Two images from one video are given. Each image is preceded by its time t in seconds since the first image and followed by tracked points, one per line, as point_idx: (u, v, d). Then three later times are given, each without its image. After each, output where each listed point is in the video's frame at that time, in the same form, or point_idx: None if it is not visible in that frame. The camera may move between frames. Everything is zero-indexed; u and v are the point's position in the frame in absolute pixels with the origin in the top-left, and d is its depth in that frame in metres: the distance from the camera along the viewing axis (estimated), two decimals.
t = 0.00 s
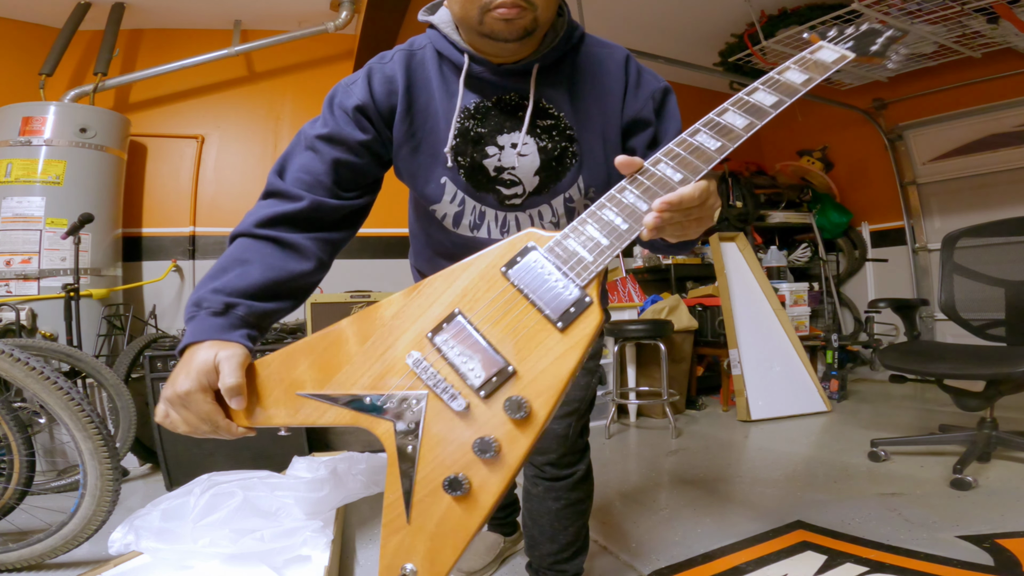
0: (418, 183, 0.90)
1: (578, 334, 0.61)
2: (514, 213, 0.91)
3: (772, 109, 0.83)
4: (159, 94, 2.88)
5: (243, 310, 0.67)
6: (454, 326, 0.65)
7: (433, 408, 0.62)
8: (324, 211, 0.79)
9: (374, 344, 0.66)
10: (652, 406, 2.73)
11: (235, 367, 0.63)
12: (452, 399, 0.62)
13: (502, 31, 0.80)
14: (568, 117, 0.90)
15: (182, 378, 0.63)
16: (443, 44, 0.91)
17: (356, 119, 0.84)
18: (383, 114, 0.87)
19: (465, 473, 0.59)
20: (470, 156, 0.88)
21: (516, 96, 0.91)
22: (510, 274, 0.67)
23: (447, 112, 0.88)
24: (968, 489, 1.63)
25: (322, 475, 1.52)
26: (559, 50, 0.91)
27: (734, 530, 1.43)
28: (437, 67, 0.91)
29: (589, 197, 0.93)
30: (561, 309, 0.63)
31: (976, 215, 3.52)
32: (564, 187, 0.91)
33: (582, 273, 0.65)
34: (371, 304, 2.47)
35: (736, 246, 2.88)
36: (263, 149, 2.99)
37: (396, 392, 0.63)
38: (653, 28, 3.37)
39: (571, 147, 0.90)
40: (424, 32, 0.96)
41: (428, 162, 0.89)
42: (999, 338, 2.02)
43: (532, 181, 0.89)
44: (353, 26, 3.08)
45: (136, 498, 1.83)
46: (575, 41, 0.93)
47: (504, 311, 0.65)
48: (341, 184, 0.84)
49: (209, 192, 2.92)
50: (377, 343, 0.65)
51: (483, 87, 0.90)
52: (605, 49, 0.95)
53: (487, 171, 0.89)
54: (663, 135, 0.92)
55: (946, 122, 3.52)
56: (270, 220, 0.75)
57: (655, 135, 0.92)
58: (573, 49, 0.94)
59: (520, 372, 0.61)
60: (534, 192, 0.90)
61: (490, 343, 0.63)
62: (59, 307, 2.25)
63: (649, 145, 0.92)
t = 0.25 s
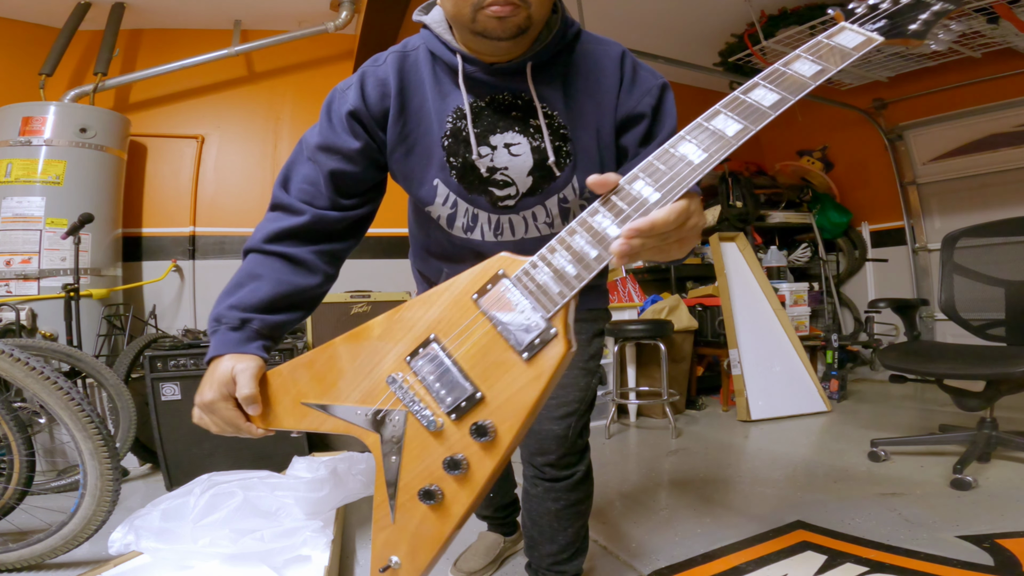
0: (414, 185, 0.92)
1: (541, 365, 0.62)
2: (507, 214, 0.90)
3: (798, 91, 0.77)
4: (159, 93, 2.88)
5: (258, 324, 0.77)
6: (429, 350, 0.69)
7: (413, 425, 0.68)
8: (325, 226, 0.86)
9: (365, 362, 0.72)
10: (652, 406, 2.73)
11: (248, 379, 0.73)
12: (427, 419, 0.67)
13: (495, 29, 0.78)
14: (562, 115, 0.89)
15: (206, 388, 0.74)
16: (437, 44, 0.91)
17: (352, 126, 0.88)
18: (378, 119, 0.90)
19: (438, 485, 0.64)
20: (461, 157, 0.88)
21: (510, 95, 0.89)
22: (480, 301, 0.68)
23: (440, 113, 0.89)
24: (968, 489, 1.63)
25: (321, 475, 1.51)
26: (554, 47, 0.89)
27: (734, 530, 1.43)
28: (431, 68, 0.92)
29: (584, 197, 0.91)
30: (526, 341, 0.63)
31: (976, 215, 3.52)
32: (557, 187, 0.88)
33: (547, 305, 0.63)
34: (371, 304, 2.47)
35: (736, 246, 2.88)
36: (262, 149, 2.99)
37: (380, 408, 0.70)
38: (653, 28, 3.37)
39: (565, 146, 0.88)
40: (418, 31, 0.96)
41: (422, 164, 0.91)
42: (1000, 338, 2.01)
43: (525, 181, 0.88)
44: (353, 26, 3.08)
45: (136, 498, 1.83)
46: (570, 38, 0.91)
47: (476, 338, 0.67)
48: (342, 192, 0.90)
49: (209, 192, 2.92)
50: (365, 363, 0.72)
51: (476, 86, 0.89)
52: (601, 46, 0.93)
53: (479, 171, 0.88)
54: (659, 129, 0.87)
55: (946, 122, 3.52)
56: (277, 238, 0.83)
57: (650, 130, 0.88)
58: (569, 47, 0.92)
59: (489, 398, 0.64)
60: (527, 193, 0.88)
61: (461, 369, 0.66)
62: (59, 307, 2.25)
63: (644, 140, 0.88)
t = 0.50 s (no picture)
0: (410, 187, 0.93)
1: (504, 383, 0.68)
2: (502, 216, 0.89)
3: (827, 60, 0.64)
4: (159, 93, 2.88)
5: (270, 327, 0.84)
6: (407, 363, 0.75)
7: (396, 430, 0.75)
8: (329, 233, 0.92)
9: (357, 368, 0.80)
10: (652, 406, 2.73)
11: (263, 378, 0.81)
12: (407, 426, 0.74)
13: (489, 29, 0.76)
14: (555, 116, 0.87)
15: (228, 388, 0.82)
16: (432, 47, 0.91)
17: (349, 131, 0.91)
18: (374, 122, 0.91)
19: (419, 484, 0.72)
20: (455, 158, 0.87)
21: (504, 96, 0.88)
22: (450, 320, 0.73)
23: (434, 115, 0.89)
24: (968, 489, 1.63)
25: (321, 476, 1.51)
26: (549, 46, 0.87)
27: (734, 530, 1.43)
28: (426, 71, 0.92)
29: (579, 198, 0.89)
30: (490, 361, 0.69)
31: (976, 215, 3.52)
32: (551, 189, 0.87)
33: (508, 330, 0.68)
34: (371, 304, 2.47)
35: (736, 246, 2.88)
36: (262, 149, 2.99)
37: (369, 412, 0.78)
38: (653, 28, 3.37)
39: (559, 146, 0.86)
40: (415, 33, 0.96)
41: (417, 166, 0.91)
42: (999, 338, 2.02)
43: (518, 183, 0.87)
44: (353, 25, 3.08)
45: (136, 497, 1.83)
46: (565, 37, 0.89)
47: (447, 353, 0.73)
48: (343, 197, 0.94)
49: (208, 192, 2.92)
50: (356, 371, 0.79)
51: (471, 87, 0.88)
52: (597, 46, 0.91)
53: (473, 173, 0.87)
54: (649, 132, 0.85)
55: (946, 122, 3.52)
56: (285, 246, 0.89)
57: (639, 130, 0.85)
58: (564, 47, 0.90)
59: (459, 410, 0.70)
60: (521, 195, 0.87)
61: (435, 383, 0.73)
62: (59, 307, 2.25)
63: (635, 139, 0.85)
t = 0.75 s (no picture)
0: (408, 190, 0.93)
1: (463, 395, 0.80)
2: (497, 219, 0.89)
3: (778, 71, 0.57)
4: (159, 93, 2.89)
5: (281, 326, 0.95)
6: (384, 370, 0.90)
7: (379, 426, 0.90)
8: (329, 239, 0.99)
9: (347, 370, 0.95)
10: (652, 406, 2.73)
11: (272, 375, 0.93)
12: (387, 423, 0.88)
13: (485, 32, 0.75)
14: (549, 118, 0.85)
15: (244, 382, 0.95)
16: (427, 51, 0.91)
17: (345, 138, 0.93)
18: (371, 126, 0.93)
19: (398, 475, 0.86)
20: (450, 162, 0.87)
21: (499, 99, 0.87)
22: (417, 335, 0.86)
23: (430, 119, 0.89)
24: (968, 489, 1.63)
25: (321, 476, 1.51)
26: (544, 48, 0.85)
27: (734, 530, 1.43)
28: (421, 75, 0.92)
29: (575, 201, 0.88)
30: (451, 375, 0.80)
31: (976, 215, 3.52)
32: (546, 192, 0.86)
33: (467, 347, 0.78)
34: (371, 304, 2.47)
35: (735, 246, 2.88)
36: (262, 149, 2.99)
37: (359, 408, 0.93)
38: (653, 28, 3.37)
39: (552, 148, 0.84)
40: (412, 36, 0.96)
41: (413, 170, 0.91)
42: (999, 338, 2.02)
43: (512, 187, 0.86)
44: (353, 26, 3.08)
45: (136, 498, 1.83)
46: (560, 39, 0.88)
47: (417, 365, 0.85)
48: (342, 202, 0.99)
49: (208, 192, 2.92)
50: (349, 372, 0.94)
51: (465, 91, 0.88)
52: (592, 47, 0.88)
53: (467, 177, 0.87)
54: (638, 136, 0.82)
55: (946, 122, 3.53)
56: (291, 251, 0.97)
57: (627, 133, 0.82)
58: (559, 48, 0.88)
59: (429, 414, 0.83)
60: (515, 198, 0.87)
61: (409, 390, 0.86)
62: (59, 307, 2.24)
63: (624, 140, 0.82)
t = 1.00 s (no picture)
0: (406, 195, 0.94)
1: (442, 406, 0.79)
2: (492, 224, 0.89)
3: (741, 101, 0.56)
4: (158, 93, 2.88)
5: (286, 327, 0.99)
6: (374, 377, 0.90)
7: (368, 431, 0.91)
8: (329, 244, 1.00)
9: (342, 372, 0.96)
10: (652, 406, 2.73)
11: (277, 374, 0.97)
12: (373, 427, 0.89)
13: (479, 38, 0.73)
14: (543, 123, 0.83)
15: (252, 378, 1.00)
16: (423, 55, 0.89)
17: (341, 143, 0.93)
18: (367, 131, 0.92)
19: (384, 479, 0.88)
20: (445, 168, 0.86)
21: (494, 103, 0.85)
22: (405, 345, 0.86)
23: (425, 124, 0.88)
24: (968, 489, 1.63)
25: (320, 476, 1.51)
26: (539, 52, 0.83)
27: (734, 530, 1.43)
28: (417, 80, 0.91)
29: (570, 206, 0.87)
30: (433, 387, 0.80)
31: (976, 215, 3.52)
32: (541, 197, 0.85)
33: (447, 361, 0.78)
34: (371, 304, 2.46)
35: (736, 246, 2.88)
36: (262, 149, 2.99)
37: (351, 411, 0.94)
38: (653, 28, 3.37)
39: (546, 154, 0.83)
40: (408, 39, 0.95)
41: (410, 174, 0.91)
42: (999, 337, 2.02)
43: (508, 192, 0.85)
44: (353, 26, 3.08)
45: (136, 498, 1.83)
46: (557, 42, 0.85)
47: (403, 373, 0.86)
48: (341, 207, 1.00)
49: (208, 192, 2.92)
50: (343, 375, 0.95)
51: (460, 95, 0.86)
52: (588, 49, 0.85)
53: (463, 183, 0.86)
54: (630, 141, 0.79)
55: (946, 122, 3.53)
56: (293, 256, 1.00)
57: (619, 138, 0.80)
58: (555, 51, 0.86)
59: (413, 421, 0.84)
60: (510, 203, 0.86)
61: (395, 397, 0.86)
62: (59, 307, 2.24)
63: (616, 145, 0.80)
